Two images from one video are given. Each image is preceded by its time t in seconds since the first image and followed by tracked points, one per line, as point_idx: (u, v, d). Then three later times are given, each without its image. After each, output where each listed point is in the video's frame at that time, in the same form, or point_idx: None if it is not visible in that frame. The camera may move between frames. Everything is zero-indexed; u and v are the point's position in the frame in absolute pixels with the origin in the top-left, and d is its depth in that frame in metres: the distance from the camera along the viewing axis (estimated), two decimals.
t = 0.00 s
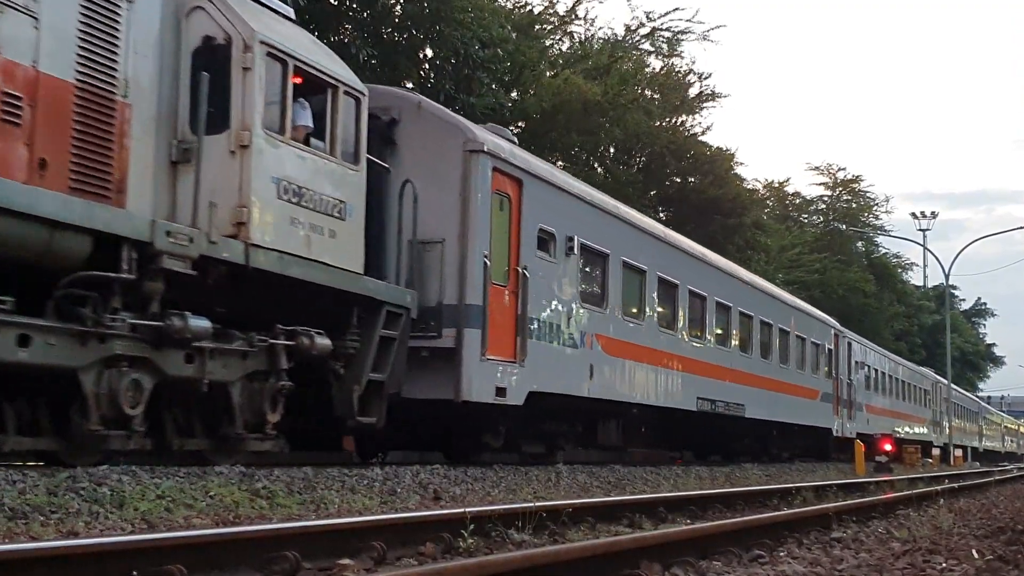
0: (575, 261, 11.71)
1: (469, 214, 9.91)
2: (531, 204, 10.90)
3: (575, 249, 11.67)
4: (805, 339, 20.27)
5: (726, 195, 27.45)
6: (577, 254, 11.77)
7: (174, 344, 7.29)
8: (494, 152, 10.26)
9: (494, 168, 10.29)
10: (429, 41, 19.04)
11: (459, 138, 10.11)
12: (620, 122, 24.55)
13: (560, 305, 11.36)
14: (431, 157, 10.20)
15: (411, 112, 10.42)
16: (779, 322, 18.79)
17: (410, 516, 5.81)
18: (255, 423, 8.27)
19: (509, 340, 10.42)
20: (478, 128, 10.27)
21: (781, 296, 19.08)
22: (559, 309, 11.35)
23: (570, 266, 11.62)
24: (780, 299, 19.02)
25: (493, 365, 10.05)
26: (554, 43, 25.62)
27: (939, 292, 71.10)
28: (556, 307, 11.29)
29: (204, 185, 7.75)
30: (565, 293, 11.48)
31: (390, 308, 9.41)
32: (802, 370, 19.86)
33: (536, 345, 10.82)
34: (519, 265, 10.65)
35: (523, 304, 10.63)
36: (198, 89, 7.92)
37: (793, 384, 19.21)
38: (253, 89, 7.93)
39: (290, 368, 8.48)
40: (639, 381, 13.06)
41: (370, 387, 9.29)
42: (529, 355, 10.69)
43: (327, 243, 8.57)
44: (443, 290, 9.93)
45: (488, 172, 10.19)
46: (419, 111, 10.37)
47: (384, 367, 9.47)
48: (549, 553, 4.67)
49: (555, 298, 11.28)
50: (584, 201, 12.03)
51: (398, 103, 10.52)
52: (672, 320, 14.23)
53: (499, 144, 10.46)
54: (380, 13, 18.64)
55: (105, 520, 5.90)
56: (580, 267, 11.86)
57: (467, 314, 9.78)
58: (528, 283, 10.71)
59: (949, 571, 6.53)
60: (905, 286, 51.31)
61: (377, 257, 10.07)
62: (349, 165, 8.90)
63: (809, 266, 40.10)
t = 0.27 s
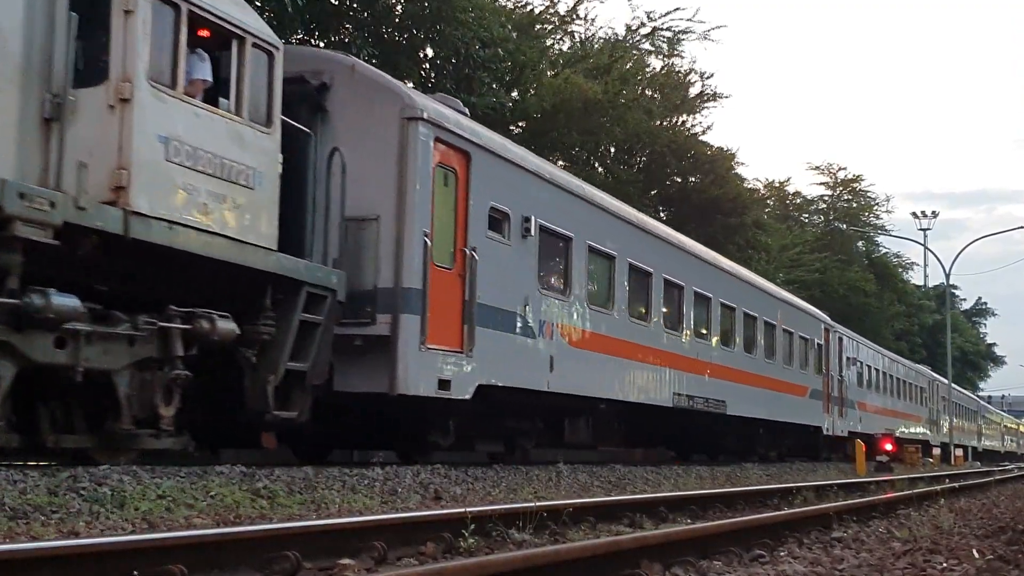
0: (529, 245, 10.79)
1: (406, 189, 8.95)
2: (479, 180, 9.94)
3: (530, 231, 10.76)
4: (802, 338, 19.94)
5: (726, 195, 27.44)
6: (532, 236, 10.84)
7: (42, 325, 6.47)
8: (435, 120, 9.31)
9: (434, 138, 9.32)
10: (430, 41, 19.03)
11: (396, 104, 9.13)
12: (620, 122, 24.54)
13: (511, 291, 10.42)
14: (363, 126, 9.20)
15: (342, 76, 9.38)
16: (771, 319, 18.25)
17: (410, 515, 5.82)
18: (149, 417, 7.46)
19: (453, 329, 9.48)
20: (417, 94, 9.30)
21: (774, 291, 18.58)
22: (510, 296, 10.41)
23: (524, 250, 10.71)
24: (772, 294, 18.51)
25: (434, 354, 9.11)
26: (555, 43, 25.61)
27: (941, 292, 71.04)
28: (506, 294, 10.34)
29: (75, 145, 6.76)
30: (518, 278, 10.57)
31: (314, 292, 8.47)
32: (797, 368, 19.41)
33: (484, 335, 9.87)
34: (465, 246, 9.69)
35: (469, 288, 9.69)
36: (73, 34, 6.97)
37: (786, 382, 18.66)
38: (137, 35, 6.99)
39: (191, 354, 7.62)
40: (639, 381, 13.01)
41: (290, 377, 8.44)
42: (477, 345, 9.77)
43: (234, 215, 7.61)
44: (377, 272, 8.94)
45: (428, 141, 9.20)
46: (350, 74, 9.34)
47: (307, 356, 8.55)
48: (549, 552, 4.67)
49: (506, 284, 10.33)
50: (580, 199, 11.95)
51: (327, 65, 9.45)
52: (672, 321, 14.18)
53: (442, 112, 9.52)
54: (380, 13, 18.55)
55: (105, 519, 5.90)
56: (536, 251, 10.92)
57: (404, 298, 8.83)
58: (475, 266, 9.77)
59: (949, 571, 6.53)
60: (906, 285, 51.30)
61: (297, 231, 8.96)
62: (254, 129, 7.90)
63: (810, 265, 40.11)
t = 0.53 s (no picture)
0: (478, 224, 9.88)
1: (328, 157, 8.02)
2: (420, 149, 9.00)
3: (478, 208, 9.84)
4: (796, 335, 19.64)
5: (728, 194, 27.42)
6: (483, 214, 9.94)
7: None
8: (369, 84, 8.39)
9: (364, 101, 8.35)
10: (431, 40, 19.03)
11: (317, 63, 8.20)
12: (622, 121, 24.53)
13: (455, 273, 9.47)
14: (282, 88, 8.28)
15: (260, 34, 8.46)
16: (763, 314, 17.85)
17: (412, 515, 5.82)
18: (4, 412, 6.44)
19: (387, 313, 8.54)
20: (346, 54, 8.34)
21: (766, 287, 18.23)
22: (454, 278, 9.47)
23: (473, 229, 9.79)
24: (764, 289, 18.12)
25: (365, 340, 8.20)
26: (556, 43, 25.60)
27: (943, 291, 71.10)
28: (451, 277, 9.41)
29: None
30: (466, 260, 9.67)
31: (221, 271, 7.58)
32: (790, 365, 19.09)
33: (422, 319, 8.93)
34: (402, 222, 8.75)
35: (406, 270, 8.73)
36: None
37: (777, 378, 18.18)
38: None
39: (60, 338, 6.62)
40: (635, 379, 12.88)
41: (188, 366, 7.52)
42: (415, 332, 8.81)
43: (113, 179, 6.60)
44: (297, 249, 8.03)
45: (356, 106, 8.26)
46: (269, 32, 8.42)
47: (210, 343, 7.67)
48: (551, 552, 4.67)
49: (451, 266, 9.40)
50: (576, 194, 11.79)
51: (244, 22, 8.52)
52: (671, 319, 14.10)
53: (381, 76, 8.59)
54: (381, 13, 18.57)
55: (107, 519, 5.91)
56: (485, 231, 10.00)
57: (326, 278, 7.90)
58: (415, 245, 8.83)
59: (951, 570, 6.51)
60: (908, 284, 51.29)
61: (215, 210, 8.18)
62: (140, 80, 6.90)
63: (812, 264, 40.08)
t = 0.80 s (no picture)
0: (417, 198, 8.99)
1: (229, 117, 7.14)
2: (345, 113, 8.11)
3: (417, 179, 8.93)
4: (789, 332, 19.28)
5: (729, 194, 27.42)
6: (423, 188, 9.05)
7: None
8: (360, 77, 8.30)
9: (276, 56, 7.48)
10: (432, 40, 19.03)
11: (219, 13, 7.32)
12: (623, 121, 24.52)
13: (387, 252, 8.56)
14: (180, 42, 7.40)
15: None
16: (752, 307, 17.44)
17: (414, 514, 5.84)
18: None
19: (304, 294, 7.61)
20: (256, 4, 7.48)
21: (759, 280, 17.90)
22: (386, 256, 8.53)
23: (410, 204, 8.89)
24: (755, 284, 17.75)
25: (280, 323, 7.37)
26: (557, 43, 25.59)
27: (944, 291, 71.10)
28: (384, 255, 8.50)
29: None
30: (403, 238, 8.79)
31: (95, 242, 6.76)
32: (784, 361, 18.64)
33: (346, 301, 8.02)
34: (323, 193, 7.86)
35: (326, 246, 7.81)
36: None
37: (765, 374, 17.65)
38: None
39: None
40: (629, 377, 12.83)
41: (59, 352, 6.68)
42: (339, 317, 7.92)
43: None
44: (194, 223, 7.15)
45: (263, 60, 7.37)
46: None
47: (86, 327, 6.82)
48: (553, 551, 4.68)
49: (383, 243, 8.49)
50: (569, 189, 11.72)
51: None
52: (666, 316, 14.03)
53: (368, 66, 8.46)
54: (382, 13, 18.56)
55: (108, 519, 5.91)
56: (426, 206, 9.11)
57: (224, 253, 7.01)
58: (337, 219, 7.93)
59: (952, 570, 6.52)
60: (909, 284, 51.29)
61: (109, 185, 7.40)
62: None
63: (813, 264, 40.05)
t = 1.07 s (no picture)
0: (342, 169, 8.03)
1: (100, 65, 6.16)
2: (251, 67, 7.15)
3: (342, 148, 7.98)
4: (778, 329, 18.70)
5: (729, 194, 27.42)
6: (350, 155, 8.10)
7: None
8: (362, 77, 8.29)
9: None
10: (433, 40, 19.04)
11: None
12: (623, 120, 24.52)
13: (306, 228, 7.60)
14: None
15: None
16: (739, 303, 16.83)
17: (417, 514, 5.84)
18: None
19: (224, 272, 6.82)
20: None
21: (747, 276, 17.37)
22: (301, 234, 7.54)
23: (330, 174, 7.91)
24: (743, 280, 17.19)
25: (251, 311, 7.06)
26: (558, 43, 25.59)
27: (945, 289, 71.14)
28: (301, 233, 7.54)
29: None
30: (322, 213, 7.79)
31: None
32: (771, 358, 18.06)
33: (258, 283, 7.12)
34: (222, 155, 6.90)
35: (224, 216, 6.84)
36: None
37: (751, 370, 17.00)
38: None
39: None
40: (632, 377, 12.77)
41: None
42: (243, 297, 6.97)
43: None
44: (62, 188, 6.18)
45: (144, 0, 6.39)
46: None
47: None
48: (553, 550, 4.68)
49: (297, 216, 7.49)
50: (568, 190, 11.72)
51: None
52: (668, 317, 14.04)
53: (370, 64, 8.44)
54: (383, 12, 18.55)
55: (110, 519, 5.92)
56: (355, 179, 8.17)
57: (96, 220, 6.05)
58: (239, 187, 6.96)
59: (953, 569, 6.52)
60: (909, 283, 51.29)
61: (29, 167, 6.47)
62: None
63: (814, 263, 40.02)
